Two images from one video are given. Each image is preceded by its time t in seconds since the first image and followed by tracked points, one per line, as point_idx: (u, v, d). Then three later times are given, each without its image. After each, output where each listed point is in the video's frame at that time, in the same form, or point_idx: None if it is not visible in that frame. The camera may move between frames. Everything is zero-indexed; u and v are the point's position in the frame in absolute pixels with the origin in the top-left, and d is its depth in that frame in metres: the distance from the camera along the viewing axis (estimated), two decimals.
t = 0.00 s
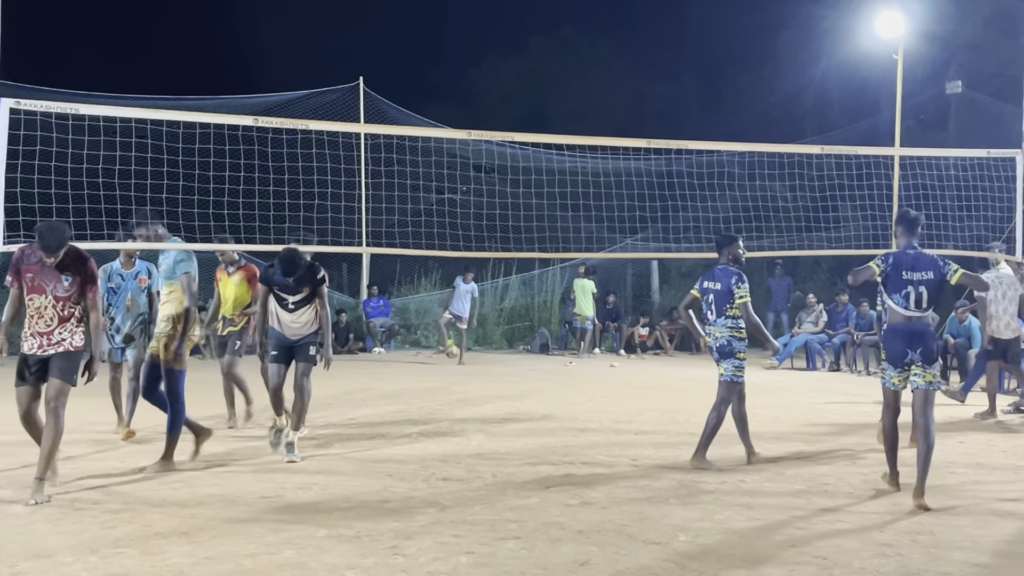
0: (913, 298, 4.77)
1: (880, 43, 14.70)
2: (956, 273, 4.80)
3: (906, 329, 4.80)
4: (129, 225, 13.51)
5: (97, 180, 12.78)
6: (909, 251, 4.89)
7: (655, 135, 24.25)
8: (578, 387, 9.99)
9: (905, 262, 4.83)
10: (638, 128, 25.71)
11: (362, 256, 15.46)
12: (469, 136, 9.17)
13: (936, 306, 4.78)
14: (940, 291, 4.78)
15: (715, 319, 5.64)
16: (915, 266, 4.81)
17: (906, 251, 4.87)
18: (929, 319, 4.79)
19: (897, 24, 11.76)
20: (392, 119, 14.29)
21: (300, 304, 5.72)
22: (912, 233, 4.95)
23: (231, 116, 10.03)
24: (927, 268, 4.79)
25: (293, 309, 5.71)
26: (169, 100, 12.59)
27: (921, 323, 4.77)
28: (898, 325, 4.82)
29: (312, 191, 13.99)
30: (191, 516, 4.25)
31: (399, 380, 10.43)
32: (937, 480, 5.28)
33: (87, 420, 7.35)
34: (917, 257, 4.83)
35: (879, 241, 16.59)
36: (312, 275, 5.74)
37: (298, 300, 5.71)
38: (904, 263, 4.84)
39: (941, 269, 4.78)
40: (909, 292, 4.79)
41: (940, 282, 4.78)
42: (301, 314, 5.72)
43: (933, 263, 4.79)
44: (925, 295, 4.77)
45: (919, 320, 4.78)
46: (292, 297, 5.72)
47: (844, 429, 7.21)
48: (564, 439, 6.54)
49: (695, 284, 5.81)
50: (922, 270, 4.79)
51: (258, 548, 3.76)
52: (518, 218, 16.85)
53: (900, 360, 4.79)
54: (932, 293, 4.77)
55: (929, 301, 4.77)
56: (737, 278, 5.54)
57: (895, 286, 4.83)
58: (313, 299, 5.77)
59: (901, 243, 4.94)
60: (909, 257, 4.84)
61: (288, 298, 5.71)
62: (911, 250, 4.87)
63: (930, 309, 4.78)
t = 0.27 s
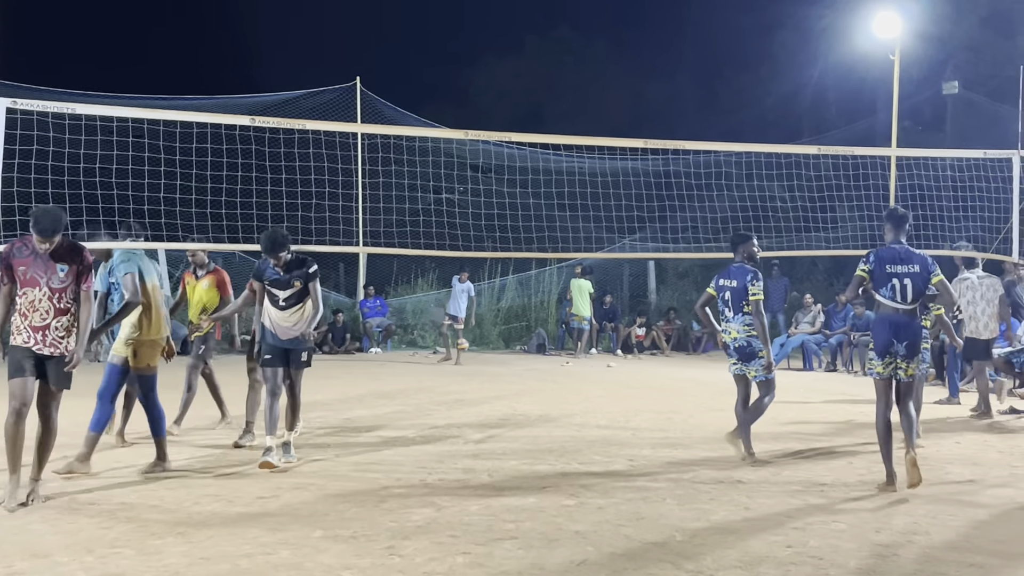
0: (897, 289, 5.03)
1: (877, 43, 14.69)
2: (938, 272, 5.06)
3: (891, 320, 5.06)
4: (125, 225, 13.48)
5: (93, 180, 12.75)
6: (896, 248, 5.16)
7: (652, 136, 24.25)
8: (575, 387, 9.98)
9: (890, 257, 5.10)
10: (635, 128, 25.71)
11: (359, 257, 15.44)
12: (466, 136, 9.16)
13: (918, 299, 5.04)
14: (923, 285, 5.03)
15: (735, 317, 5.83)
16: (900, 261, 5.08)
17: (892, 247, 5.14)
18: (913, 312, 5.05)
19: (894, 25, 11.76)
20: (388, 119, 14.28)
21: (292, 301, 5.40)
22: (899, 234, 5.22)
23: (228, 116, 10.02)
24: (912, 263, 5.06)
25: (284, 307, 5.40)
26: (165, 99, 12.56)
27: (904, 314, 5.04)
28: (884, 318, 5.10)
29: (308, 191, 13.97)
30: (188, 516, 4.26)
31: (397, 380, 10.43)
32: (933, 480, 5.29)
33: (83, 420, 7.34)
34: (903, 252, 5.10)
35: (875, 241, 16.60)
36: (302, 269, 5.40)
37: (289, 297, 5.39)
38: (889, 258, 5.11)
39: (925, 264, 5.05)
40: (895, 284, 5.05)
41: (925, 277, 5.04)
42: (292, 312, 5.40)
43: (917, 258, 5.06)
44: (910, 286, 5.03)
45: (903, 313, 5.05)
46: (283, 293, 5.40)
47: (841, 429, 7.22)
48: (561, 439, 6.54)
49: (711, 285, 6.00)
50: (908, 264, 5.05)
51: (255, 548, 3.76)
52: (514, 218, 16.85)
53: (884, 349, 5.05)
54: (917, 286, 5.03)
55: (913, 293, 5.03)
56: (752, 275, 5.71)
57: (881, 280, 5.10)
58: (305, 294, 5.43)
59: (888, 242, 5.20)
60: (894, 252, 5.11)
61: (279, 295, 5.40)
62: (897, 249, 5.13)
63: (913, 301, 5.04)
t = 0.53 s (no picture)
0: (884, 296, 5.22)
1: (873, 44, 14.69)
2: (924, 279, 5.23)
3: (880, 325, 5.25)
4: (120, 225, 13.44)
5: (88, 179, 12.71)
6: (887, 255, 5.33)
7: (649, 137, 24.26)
8: (571, 387, 9.98)
9: (879, 263, 5.28)
10: (631, 128, 25.68)
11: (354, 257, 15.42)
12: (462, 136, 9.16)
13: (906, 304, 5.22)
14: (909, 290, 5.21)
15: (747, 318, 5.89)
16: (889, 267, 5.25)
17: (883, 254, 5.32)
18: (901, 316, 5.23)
19: (890, 26, 11.77)
20: (384, 119, 14.27)
21: (283, 295, 5.29)
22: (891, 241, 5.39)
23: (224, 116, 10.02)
24: (899, 269, 5.23)
25: (275, 302, 5.29)
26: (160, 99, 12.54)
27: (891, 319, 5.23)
28: (874, 322, 5.29)
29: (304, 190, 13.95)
30: (183, 516, 4.26)
31: (392, 381, 10.42)
32: (929, 481, 5.29)
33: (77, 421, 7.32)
34: (891, 259, 5.27)
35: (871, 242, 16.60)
36: (292, 263, 5.31)
37: (280, 291, 5.28)
38: (878, 264, 5.29)
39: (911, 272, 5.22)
40: (883, 290, 5.24)
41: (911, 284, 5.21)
42: (284, 307, 5.29)
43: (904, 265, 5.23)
44: (897, 293, 5.21)
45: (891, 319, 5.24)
46: (274, 289, 5.30)
47: (837, 430, 7.22)
48: (557, 440, 6.55)
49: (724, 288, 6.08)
50: (895, 270, 5.23)
51: (250, 548, 3.76)
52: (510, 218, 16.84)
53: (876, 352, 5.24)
54: (903, 292, 5.21)
55: (900, 298, 5.21)
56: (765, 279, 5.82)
57: (870, 286, 5.29)
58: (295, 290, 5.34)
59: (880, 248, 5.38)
60: (884, 259, 5.29)
61: (269, 291, 5.29)
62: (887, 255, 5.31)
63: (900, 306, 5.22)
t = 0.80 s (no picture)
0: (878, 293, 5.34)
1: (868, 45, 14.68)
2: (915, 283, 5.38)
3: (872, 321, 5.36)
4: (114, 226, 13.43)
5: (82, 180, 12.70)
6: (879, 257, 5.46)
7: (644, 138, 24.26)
8: (566, 388, 9.98)
9: (873, 262, 5.40)
10: (627, 128, 25.68)
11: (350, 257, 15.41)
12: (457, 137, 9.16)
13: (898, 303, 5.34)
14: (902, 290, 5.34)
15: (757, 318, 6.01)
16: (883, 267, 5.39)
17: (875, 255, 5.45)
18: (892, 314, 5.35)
19: (885, 28, 11.77)
20: (379, 120, 14.25)
21: (272, 299, 5.02)
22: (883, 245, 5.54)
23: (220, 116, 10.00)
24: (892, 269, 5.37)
25: (264, 306, 5.01)
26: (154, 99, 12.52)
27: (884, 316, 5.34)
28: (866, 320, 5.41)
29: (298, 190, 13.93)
30: (177, 517, 4.25)
31: (387, 381, 10.42)
32: (923, 482, 5.29)
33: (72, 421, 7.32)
34: (884, 259, 5.41)
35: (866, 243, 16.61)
36: (285, 267, 5.06)
37: (270, 295, 5.02)
38: (872, 264, 5.42)
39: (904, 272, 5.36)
40: (876, 287, 5.36)
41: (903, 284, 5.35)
42: (273, 312, 5.02)
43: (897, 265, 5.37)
44: (890, 290, 5.33)
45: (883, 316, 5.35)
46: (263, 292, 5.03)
47: (832, 431, 7.22)
48: (552, 440, 6.54)
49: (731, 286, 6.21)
50: (889, 270, 5.36)
51: (244, 549, 3.76)
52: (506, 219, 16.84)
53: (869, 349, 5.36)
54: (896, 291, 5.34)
55: (893, 296, 5.33)
56: (779, 282, 5.97)
57: (863, 284, 5.40)
58: (285, 296, 5.08)
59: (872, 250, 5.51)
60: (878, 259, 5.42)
61: (258, 294, 5.02)
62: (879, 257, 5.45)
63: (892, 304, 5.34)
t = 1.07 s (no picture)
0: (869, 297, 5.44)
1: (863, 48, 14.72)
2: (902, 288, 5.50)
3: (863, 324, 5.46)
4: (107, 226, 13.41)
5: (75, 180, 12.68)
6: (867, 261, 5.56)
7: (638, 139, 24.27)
8: (560, 389, 9.98)
9: (863, 268, 5.50)
10: (621, 130, 25.70)
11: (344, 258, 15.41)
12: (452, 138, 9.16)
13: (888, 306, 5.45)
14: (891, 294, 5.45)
15: (760, 316, 6.08)
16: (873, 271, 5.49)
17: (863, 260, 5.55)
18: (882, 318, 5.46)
19: (879, 30, 11.79)
20: (374, 120, 14.26)
21: (267, 302, 4.99)
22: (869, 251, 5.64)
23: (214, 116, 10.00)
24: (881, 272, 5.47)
25: (258, 308, 4.97)
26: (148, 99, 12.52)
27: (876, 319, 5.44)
28: (856, 323, 5.50)
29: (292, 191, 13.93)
30: (170, 517, 4.25)
31: (381, 382, 10.42)
32: (916, 484, 5.30)
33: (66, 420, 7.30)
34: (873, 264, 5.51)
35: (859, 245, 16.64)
36: (280, 269, 5.06)
37: (265, 297, 5.00)
38: (862, 270, 5.51)
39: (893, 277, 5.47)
40: (867, 292, 5.45)
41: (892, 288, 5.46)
42: (269, 313, 4.99)
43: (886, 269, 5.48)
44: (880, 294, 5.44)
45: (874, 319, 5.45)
46: (258, 294, 5.00)
47: (825, 432, 7.23)
48: (546, 441, 6.54)
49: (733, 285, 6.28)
50: (880, 274, 5.46)
51: (238, 549, 3.75)
52: (500, 220, 16.85)
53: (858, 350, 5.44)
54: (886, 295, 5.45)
55: (883, 300, 5.44)
56: (788, 280, 6.08)
57: (853, 289, 5.49)
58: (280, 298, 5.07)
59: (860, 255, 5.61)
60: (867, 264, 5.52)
61: (252, 296, 4.99)
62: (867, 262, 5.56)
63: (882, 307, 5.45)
